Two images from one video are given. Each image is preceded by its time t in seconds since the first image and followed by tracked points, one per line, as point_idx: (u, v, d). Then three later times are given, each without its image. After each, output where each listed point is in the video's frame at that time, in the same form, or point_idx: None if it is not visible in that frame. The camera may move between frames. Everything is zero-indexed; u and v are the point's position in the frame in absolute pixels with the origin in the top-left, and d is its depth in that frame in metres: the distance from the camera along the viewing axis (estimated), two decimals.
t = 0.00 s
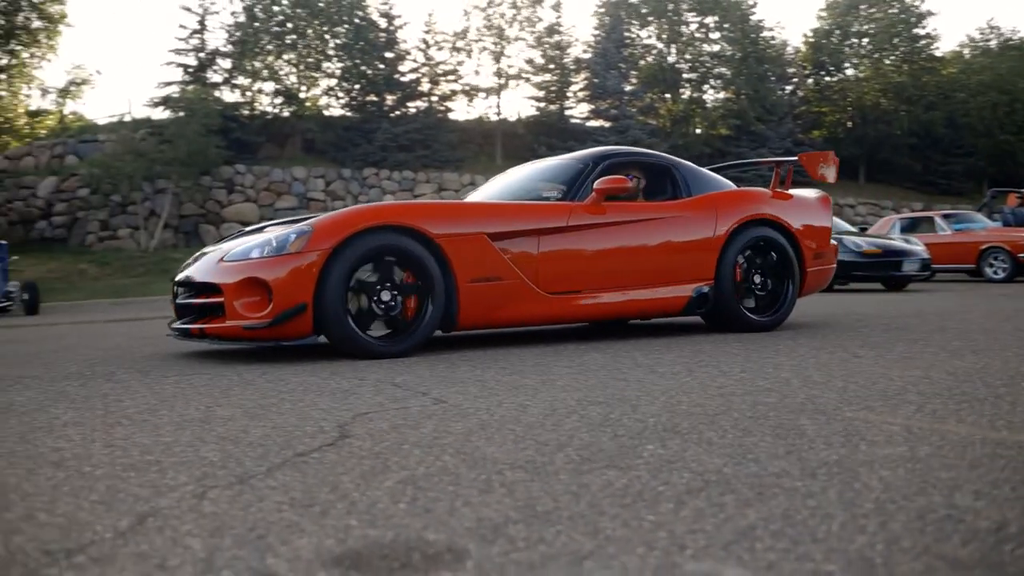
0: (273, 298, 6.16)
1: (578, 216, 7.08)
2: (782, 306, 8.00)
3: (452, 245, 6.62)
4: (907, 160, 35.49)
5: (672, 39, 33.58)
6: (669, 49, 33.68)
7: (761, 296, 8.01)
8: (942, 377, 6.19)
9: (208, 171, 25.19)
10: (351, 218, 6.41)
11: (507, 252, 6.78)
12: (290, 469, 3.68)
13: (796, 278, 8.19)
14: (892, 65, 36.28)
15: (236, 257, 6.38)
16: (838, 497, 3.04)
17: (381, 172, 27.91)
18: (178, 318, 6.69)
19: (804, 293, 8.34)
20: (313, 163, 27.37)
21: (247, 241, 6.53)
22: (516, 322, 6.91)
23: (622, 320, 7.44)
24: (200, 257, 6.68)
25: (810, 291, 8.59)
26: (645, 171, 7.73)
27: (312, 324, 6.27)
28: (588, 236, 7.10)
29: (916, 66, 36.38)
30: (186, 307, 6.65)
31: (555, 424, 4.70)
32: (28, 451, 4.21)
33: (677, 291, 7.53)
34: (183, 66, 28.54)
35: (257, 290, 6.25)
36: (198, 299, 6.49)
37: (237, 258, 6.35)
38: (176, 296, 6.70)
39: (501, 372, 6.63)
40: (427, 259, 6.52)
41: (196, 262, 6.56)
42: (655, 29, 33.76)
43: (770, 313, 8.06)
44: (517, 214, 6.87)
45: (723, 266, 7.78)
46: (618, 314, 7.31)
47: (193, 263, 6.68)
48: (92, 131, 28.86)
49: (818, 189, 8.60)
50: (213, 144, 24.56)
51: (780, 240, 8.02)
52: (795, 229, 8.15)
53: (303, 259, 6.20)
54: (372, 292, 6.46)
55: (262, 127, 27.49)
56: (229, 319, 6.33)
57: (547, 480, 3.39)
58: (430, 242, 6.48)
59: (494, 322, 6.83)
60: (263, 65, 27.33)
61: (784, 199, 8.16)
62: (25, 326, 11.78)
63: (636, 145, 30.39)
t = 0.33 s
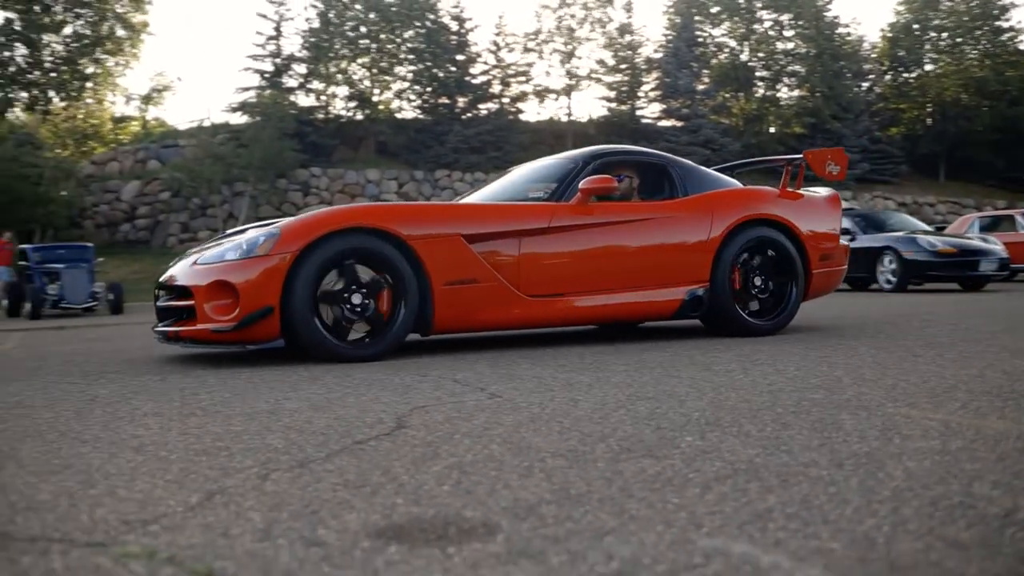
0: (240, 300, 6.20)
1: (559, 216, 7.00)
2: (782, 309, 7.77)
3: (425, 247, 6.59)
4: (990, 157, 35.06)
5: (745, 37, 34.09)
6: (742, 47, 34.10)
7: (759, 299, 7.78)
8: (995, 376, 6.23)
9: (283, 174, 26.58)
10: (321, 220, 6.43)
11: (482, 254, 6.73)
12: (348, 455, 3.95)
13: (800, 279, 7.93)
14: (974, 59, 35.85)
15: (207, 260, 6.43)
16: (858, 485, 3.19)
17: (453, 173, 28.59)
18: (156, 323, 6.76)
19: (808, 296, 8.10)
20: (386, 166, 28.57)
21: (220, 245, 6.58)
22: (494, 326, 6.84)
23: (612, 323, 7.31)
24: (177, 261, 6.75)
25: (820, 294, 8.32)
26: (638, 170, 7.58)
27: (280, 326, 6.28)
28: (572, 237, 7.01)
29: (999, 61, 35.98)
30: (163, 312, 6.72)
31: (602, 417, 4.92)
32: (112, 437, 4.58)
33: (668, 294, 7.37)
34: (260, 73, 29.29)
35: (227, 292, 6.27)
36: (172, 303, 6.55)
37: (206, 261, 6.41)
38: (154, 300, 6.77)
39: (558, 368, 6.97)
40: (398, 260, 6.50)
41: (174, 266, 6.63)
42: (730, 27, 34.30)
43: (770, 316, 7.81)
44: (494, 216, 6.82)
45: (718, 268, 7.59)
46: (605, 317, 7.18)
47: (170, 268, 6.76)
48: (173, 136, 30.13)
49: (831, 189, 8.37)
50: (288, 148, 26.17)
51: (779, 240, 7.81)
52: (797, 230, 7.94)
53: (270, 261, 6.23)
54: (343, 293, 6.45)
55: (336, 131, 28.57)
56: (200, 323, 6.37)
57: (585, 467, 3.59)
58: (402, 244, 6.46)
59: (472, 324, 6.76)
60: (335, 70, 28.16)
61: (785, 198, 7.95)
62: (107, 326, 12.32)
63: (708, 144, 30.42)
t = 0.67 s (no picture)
0: (211, 302, 6.41)
1: (537, 218, 7.02)
2: (775, 310, 7.64)
3: (398, 250, 6.68)
4: None
5: (828, 33, 33.81)
6: (825, 43, 33.86)
7: (752, 302, 7.67)
8: None
9: (365, 177, 27.44)
10: (292, 224, 6.58)
11: (454, 256, 6.79)
12: (400, 442, 4.25)
13: (798, 281, 7.77)
14: None
15: (185, 264, 6.67)
16: (873, 473, 3.36)
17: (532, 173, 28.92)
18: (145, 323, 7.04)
19: (809, 297, 7.94)
20: (466, 167, 28.95)
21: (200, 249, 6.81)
22: (470, 327, 6.89)
23: (597, 326, 7.30)
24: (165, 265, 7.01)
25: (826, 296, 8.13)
26: (630, 169, 7.58)
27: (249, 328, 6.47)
28: (550, 239, 7.03)
29: None
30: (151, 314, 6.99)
31: (648, 411, 5.13)
32: (189, 425, 4.96)
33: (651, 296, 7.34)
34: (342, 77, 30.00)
35: (202, 295, 6.50)
36: (157, 306, 6.82)
37: (184, 265, 6.65)
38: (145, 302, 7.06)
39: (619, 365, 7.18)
40: (370, 263, 6.60)
41: (162, 269, 6.90)
42: (812, 22, 34.06)
43: (765, 319, 7.69)
44: (469, 218, 6.88)
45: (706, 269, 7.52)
46: (587, 320, 7.18)
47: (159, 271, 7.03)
48: (257, 140, 30.97)
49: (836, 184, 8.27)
50: (371, 151, 27.24)
51: (774, 240, 7.68)
52: (795, 229, 7.79)
53: (240, 264, 6.43)
54: (316, 296, 6.59)
55: (416, 133, 29.31)
56: (178, 325, 6.62)
57: (617, 455, 3.81)
58: (372, 246, 6.56)
59: (447, 327, 6.84)
60: (415, 73, 29.48)
61: (783, 197, 7.81)
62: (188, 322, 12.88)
63: (791, 142, 30.13)
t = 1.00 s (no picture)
0: (185, 307, 6.39)
1: (519, 222, 6.86)
2: (773, 314, 7.36)
3: (373, 254, 6.58)
4: None
5: (920, 26, 32.90)
6: (917, 36, 32.84)
7: (748, 305, 7.40)
8: None
9: (449, 177, 27.39)
10: (266, 229, 6.52)
11: (431, 259, 6.67)
12: (444, 434, 4.50)
13: (798, 284, 7.48)
14: None
15: (166, 268, 6.68)
16: (885, 468, 3.48)
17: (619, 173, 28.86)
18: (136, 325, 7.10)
19: (811, 299, 7.64)
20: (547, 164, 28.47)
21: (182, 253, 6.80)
22: (449, 332, 6.77)
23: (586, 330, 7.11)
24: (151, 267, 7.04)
25: (829, 299, 7.82)
26: (621, 170, 7.36)
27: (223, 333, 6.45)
28: (533, 243, 6.86)
29: None
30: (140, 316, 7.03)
31: (691, 408, 5.30)
32: (255, 418, 5.31)
33: (641, 300, 7.12)
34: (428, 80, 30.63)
35: (178, 299, 6.49)
36: (143, 308, 6.85)
37: (164, 268, 6.65)
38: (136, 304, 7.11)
39: (680, 363, 7.08)
40: (343, 267, 6.51)
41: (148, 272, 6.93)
42: (904, 14, 33.10)
43: (762, 324, 7.41)
44: (448, 221, 6.75)
45: (699, 272, 7.26)
46: (574, 325, 7.00)
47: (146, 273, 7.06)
48: (344, 143, 31.66)
49: (840, 184, 7.90)
50: (456, 152, 27.28)
51: (773, 242, 7.39)
52: (796, 230, 7.49)
53: (214, 268, 6.39)
54: (288, 299, 6.52)
55: (499, 134, 29.45)
56: (157, 329, 6.62)
57: (645, 449, 4.00)
58: (345, 250, 6.47)
59: (425, 332, 6.72)
60: (498, 74, 29.99)
61: (783, 197, 7.53)
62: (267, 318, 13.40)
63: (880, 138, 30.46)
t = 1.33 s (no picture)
0: (191, 311, 6.59)
1: (522, 226, 6.87)
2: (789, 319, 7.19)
3: (373, 259, 6.68)
4: None
5: None
6: None
7: (761, 310, 7.26)
8: None
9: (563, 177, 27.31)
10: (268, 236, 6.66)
11: (432, 264, 6.75)
12: (510, 431, 4.71)
13: (816, 288, 7.30)
14: None
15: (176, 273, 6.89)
16: (923, 470, 3.53)
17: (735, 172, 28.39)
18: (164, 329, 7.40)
19: (832, 302, 7.44)
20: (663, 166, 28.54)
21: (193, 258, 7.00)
22: (452, 336, 6.83)
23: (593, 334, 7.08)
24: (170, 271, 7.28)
25: (854, 302, 7.59)
26: (631, 171, 7.39)
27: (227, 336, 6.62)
28: (535, 247, 6.87)
29: None
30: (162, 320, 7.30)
31: (760, 408, 5.38)
32: (339, 412, 5.63)
33: (648, 305, 7.04)
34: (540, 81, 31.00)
35: (186, 303, 6.69)
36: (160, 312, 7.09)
37: (175, 273, 6.87)
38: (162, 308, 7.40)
39: (773, 363, 6.93)
40: (343, 272, 6.63)
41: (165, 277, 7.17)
42: None
43: (778, 328, 7.26)
44: (450, 226, 6.82)
45: (710, 276, 7.15)
46: (580, 328, 6.97)
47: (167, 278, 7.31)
48: (457, 146, 32.32)
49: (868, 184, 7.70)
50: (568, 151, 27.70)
51: (789, 245, 7.23)
52: (814, 232, 7.30)
53: (217, 274, 6.57)
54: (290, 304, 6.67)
55: (612, 133, 28.89)
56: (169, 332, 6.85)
57: (697, 448, 4.13)
58: (345, 256, 6.60)
59: (428, 336, 6.80)
60: (610, 75, 29.82)
61: (801, 198, 7.35)
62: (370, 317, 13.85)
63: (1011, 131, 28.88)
